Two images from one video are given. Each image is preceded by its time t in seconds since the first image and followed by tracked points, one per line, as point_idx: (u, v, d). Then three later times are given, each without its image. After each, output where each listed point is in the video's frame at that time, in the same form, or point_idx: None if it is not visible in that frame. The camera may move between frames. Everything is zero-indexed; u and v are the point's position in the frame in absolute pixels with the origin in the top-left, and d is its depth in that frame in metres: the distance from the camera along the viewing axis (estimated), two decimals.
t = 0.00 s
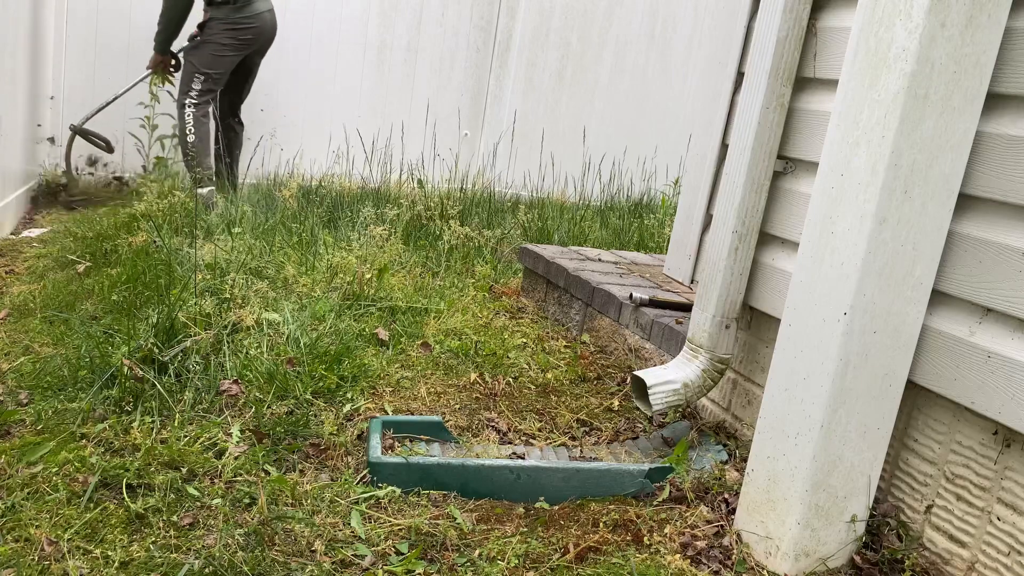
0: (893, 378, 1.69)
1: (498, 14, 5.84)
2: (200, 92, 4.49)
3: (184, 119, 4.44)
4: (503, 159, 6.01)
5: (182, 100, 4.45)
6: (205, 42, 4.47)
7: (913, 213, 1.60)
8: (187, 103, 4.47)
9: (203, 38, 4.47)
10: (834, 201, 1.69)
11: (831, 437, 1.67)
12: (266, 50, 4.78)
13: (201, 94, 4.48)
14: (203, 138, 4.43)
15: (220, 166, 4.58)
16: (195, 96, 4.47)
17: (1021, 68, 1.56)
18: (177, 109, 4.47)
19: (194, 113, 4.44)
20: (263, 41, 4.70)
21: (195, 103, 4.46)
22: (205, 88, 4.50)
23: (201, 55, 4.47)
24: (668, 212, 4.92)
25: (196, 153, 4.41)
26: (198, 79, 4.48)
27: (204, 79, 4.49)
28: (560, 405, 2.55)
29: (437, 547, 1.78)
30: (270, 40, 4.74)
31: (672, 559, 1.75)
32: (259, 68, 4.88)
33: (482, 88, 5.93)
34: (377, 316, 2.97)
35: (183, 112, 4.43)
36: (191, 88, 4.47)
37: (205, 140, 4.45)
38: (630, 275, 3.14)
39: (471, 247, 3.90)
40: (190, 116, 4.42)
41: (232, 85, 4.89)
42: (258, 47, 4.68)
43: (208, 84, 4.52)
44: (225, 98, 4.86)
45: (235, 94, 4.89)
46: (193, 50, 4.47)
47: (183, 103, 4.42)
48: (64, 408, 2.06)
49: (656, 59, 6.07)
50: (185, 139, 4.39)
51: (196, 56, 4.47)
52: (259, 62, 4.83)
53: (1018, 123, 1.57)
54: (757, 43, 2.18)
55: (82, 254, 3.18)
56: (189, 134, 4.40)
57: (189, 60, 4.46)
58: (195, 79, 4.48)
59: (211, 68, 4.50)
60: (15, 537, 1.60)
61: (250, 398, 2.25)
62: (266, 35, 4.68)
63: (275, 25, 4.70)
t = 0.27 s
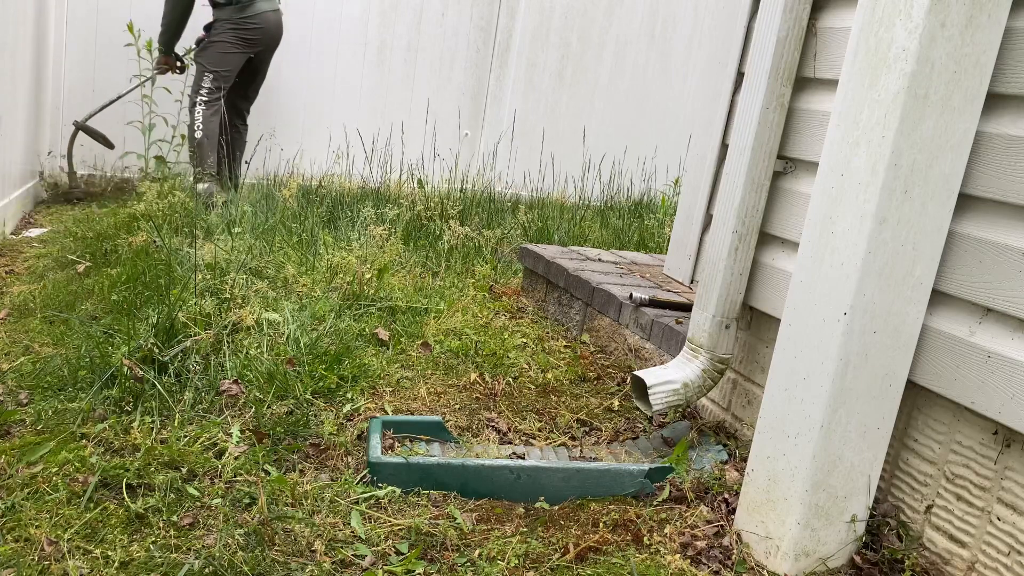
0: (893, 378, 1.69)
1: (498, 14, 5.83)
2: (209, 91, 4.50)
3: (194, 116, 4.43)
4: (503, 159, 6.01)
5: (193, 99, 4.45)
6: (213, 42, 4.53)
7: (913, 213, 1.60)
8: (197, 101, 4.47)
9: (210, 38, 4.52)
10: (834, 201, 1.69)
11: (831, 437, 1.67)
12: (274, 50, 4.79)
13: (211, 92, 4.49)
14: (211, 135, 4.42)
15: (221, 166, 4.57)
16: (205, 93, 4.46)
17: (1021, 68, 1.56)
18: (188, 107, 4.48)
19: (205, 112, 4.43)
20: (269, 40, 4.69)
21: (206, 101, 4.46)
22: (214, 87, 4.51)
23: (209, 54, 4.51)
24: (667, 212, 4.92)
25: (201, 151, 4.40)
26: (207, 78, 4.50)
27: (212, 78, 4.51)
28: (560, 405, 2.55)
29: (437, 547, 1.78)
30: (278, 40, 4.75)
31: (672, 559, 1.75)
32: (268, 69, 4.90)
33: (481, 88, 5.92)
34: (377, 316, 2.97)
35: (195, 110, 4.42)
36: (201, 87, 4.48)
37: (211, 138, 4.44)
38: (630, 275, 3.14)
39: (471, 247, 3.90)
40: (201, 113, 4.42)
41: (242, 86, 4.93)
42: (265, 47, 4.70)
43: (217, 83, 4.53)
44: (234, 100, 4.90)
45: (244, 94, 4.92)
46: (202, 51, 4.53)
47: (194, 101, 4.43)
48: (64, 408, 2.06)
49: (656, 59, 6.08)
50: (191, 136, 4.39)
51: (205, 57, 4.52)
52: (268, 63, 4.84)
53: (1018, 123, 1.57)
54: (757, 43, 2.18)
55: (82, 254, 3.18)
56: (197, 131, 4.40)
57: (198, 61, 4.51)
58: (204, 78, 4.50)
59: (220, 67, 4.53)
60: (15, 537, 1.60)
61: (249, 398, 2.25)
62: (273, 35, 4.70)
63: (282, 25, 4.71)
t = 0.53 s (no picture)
0: (894, 378, 1.69)
1: (498, 14, 5.83)
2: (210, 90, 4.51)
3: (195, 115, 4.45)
4: (503, 159, 6.01)
5: (194, 98, 4.47)
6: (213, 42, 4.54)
7: (913, 214, 1.60)
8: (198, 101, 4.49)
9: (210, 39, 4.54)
10: (834, 201, 1.69)
11: (831, 437, 1.67)
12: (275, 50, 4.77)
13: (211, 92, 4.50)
14: (210, 134, 4.42)
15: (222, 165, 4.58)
16: (205, 93, 4.48)
17: (1020, 68, 1.56)
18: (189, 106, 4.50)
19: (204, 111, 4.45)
20: (269, 40, 4.67)
21: (206, 100, 4.48)
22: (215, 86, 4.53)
23: (209, 55, 4.52)
24: (668, 212, 4.91)
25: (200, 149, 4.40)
26: (207, 78, 4.51)
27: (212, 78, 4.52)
28: (560, 405, 2.55)
29: (437, 547, 1.78)
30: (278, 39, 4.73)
31: (672, 559, 1.75)
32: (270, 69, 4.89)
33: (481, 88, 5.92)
34: (377, 316, 2.97)
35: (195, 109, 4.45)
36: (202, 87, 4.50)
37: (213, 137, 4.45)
38: (630, 275, 3.14)
39: (471, 247, 3.90)
40: (201, 112, 4.43)
41: (245, 87, 4.94)
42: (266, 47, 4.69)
43: (218, 83, 4.54)
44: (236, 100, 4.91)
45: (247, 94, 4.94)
46: (203, 52, 4.55)
47: (195, 101, 4.45)
48: (64, 408, 2.06)
49: (656, 59, 6.08)
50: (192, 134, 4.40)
51: (205, 57, 4.54)
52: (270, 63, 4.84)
53: (1018, 123, 1.57)
54: (757, 43, 2.18)
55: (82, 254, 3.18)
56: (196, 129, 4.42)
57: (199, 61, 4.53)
58: (205, 78, 4.51)
59: (220, 68, 4.54)
60: (15, 537, 1.60)
61: (249, 398, 2.25)
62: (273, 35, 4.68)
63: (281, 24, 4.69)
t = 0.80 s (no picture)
0: (894, 378, 1.69)
1: (498, 14, 5.83)
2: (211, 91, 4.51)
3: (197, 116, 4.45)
4: (503, 159, 6.01)
5: (196, 99, 4.47)
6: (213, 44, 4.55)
7: (913, 214, 1.60)
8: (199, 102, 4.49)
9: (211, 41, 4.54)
10: (834, 201, 1.69)
11: (831, 438, 1.67)
12: (276, 50, 4.76)
13: (213, 93, 4.50)
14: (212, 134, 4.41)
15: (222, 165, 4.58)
16: (207, 93, 4.48)
17: (1020, 68, 1.56)
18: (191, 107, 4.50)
19: (207, 111, 4.44)
20: (267, 41, 4.66)
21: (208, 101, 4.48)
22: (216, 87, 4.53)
23: (210, 56, 4.53)
24: (668, 212, 4.91)
25: (201, 149, 4.40)
26: (209, 79, 4.52)
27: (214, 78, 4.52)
28: (560, 405, 2.55)
29: (437, 547, 1.78)
30: (278, 39, 4.72)
31: (672, 559, 1.75)
32: (271, 70, 4.89)
33: (481, 88, 5.92)
34: (377, 316, 2.97)
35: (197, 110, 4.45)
36: (203, 87, 4.50)
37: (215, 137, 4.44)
38: (630, 275, 3.14)
39: (472, 247, 3.90)
40: (203, 113, 4.43)
41: (247, 89, 4.94)
42: (266, 48, 4.69)
43: (219, 83, 4.54)
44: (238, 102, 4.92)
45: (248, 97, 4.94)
46: (204, 53, 4.56)
47: (197, 101, 4.45)
48: (64, 408, 2.06)
49: (656, 59, 6.08)
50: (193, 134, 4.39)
51: (206, 59, 4.55)
52: (271, 63, 4.83)
53: (1018, 123, 1.57)
54: (757, 43, 2.18)
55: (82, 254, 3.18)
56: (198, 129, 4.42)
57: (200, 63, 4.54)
58: (206, 79, 4.52)
59: (221, 69, 4.54)
60: (15, 537, 1.60)
61: (249, 398, 2.25)
62: (273, 35, 4.67)
63: (280, 23, 4.67)
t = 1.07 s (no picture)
0: (894, 378, 1.69)
1: (498, 14, 5.83)
2: (215, 92, 4.51)
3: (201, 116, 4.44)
4: (503, 159, 6.01)
5: (200, 100, 4.46)
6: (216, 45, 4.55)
7: (913, 213, 1.60)
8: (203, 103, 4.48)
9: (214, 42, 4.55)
10: (834, 201, 1.69)
11: (831, 438, 1.67)
12: (278, 50, 4.75)
13: (217, 94, 4.49)
14: (217, 134, 4.41)
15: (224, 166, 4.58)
16: (211, 94, 4.47)
17: (1020, 68, 1.56)
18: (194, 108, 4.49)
19: (211, 111, 4.43)
20: (268, 41, 4.63)
21: (212, 101, 4.47)
22: (220, 88, 4.52)
23: (213, 58, 4.53)
24: (668, 212, 4.91)
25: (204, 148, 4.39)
26: (212, 80, 4.51)
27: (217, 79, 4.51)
28: (560, 405, 2.55)
29: (437, 548, 1.78)
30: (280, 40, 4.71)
31: (672, 559, 1.75)
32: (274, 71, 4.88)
33: (481, 88, 5.92)
34: (377, 316, 2.97)
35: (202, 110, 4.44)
36: (207, 88, 4.49)
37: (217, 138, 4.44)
38: (630, 275, 3.14)
39: (471, 247, 3.90)
40: (207, 114, 4.43)
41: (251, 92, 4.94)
42: (268, 48, 4.68)
43: (223, 84, 4.54)
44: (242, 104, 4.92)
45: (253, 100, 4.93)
46: (207, 55, 4.56)
47: (202, 102, 4.45)
48: (64, 408, 2.06)
49: (656, 59, 6.08)
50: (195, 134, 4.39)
51: (209, 60, 4.54)
52: (274, 64, 4.83)
53: (1018, 123, 1.57)
54: (757, 43, 2.18)
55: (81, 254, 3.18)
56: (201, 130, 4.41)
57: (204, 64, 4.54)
58: (209, 81, 4.51)
59: (225, 70, 4.53)
60: (15, 537, 1.60)
61: (250, 398, 2.25)
62: (275, 35, 4.65)
63: (281, 23, 4.66)
